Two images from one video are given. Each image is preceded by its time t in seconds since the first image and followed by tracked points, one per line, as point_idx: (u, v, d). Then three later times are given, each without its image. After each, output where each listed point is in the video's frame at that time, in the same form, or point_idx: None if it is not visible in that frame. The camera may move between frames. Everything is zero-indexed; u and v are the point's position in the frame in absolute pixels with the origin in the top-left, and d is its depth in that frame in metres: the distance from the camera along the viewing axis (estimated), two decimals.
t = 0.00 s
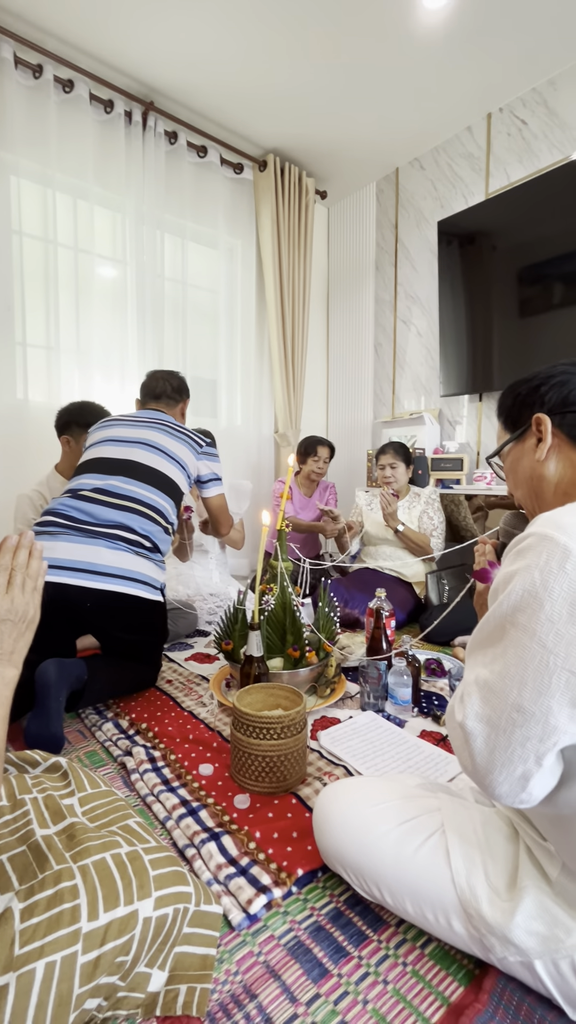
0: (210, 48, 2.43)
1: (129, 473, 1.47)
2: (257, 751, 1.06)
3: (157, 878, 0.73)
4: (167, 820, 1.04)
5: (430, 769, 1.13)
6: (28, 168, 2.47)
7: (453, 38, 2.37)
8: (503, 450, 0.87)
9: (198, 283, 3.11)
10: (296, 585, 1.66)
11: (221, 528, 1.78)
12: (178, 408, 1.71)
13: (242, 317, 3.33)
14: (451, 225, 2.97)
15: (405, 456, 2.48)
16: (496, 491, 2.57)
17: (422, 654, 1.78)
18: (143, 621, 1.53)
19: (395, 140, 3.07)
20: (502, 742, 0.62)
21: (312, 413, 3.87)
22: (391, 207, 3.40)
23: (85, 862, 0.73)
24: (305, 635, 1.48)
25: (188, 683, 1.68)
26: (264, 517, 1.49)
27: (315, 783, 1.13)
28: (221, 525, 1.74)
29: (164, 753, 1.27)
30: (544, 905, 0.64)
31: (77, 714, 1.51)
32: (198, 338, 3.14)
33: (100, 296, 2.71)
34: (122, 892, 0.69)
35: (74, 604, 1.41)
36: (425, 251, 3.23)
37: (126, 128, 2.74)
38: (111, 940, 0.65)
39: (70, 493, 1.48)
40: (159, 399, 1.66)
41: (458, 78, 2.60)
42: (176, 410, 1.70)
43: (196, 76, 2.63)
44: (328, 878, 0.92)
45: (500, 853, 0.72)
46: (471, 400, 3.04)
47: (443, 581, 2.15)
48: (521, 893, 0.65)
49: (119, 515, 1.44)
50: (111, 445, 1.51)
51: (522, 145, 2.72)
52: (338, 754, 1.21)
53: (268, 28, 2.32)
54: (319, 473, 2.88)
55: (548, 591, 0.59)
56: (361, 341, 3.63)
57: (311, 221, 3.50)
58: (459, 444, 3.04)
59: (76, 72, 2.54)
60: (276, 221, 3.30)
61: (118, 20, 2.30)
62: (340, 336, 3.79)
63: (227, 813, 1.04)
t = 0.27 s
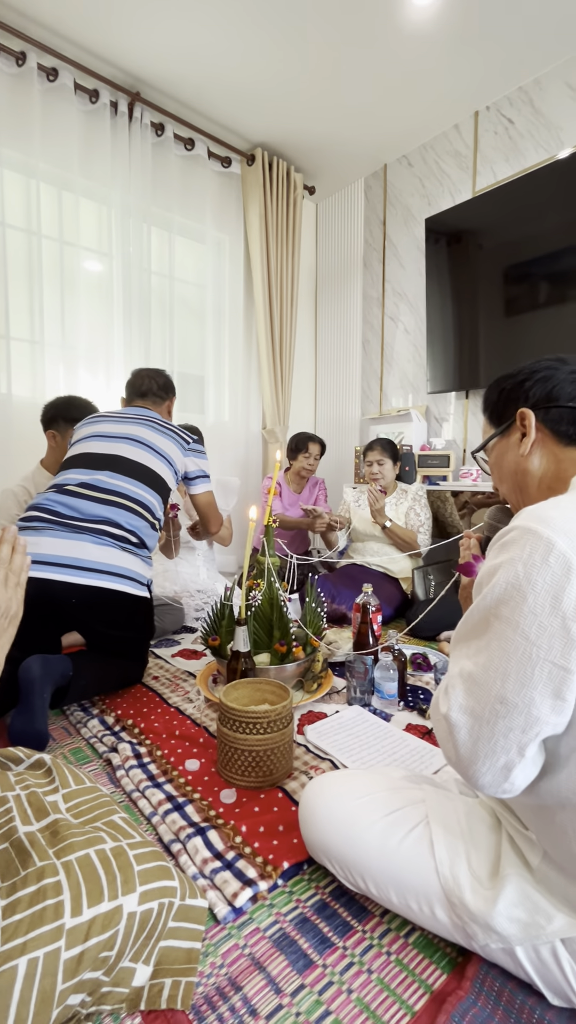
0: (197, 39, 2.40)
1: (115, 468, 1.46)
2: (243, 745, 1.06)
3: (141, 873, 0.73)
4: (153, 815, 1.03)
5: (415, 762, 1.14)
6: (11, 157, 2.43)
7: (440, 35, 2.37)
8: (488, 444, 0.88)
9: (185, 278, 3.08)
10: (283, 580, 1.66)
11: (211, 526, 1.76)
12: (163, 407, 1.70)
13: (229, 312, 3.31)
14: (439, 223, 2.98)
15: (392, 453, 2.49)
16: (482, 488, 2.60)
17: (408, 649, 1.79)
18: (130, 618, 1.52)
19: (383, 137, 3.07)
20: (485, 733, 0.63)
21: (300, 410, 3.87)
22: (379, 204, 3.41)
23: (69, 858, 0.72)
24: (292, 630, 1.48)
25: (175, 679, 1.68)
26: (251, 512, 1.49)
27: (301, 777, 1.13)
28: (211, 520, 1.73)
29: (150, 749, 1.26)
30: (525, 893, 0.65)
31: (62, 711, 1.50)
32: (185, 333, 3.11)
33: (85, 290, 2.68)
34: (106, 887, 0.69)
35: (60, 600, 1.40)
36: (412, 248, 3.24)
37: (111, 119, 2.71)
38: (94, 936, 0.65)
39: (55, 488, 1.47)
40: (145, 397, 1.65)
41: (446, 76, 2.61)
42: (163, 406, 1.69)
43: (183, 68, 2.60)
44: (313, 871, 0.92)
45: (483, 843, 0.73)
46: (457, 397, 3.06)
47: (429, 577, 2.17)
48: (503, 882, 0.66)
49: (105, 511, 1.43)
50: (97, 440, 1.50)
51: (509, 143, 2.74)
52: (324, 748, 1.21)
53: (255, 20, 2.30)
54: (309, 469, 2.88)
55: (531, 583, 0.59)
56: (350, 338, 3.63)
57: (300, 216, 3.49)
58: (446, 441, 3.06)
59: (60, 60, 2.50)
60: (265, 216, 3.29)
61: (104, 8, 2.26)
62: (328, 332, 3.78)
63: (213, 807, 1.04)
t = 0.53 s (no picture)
0: (188, 35, 2.39)
1: (107, 466, 1.45)
2: (234, 742, 1.06)
3: (132, 870, 0.73)
4: (144, 813, 1.03)
5: (405, 757, 1.14)
6: None
7: (431, 35, 2.38)
8: (478, 441, 0.88)
9: (177, 275, 3.07)
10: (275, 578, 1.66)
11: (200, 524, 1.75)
12: (155, 406, 1.69)
13: (221, 311, 3.30)
14: (430, 222, 2.99)
15: (383, 451, 2.50)
16: (472, 486, 2.61)
17: (399, 646, 1.80)
18: (122, 616, 1.52)
19: (375, 136, 3.08)
20: (473, 726, 0.64)
21: (292, 408, 3.87)
22: (371, 203, 3.41)
23: (59, 855, 0.72)
24: (284, 628, 1.48)
25: (167, 678, 1.67)
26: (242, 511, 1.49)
27: (292, 774, 1.14)
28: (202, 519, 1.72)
29: (141, 747, 1.26)
30: (514, 884, 0.65)
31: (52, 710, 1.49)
32: (177, 332, 3.10)
33: (76, 287, 2.66)
34: (96, 884, 0.69)
35: (51, 598, 1.39)
36: (404, 247, 3.25)
37: (102, 115, 2.69)
38: (84, 933, 0.65)
39: (46, 485, 1.46)
40: (137, 395, 1.64)
41: (437, 76, 2.62)
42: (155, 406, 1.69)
43: (174, 64, 2.59)
44: (304, 866, 0.92)
45: (472, 836, 0.74)
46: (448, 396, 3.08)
47: (420, 574, 2.18)
48: (492, 873, 0.66)
49: (96, 508, 1.42)
50: (89, 437, 1.49)
51: (499, 144, 2.75)
52: (315, 745, 1.22)
53: (247, 18, 2.30)
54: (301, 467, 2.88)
55: (520, 578, 0.60)
56: (342, 337, 3.64)
57: (292, 215, 3.49)
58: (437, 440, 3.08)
59: (50, 55, 2.48)
60: (256, 214, 3.28)
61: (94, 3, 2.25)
62: (320, 331, 3.79)
63: (205, 804, 1.04)
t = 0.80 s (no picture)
0: (179, 30, 2.38)
1: (99, 463, 1.44)
2: (227, 739, 1.06)
3: (125, 865, 0.73)
4: (136, 810, 1.03)
5: (398, 752, 1.15)
6: None
7: (422, 34, 2.39)
8: (468, 438, 0.89)
9: (168, 272, 3.06)
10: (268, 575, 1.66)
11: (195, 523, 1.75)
12: (146, 403, 1.69)
13: (213, 308, 3.29)
14: (422, 221, 3.00)
15: (374, 449, 2.51)
16: (463, 483, 2.63)
17: (391, 643, 1.80)
18: (114, 613, 1.51)
19: (367, 135, 3.08)
20: (465, 718, 0.64)
21: (284, 407, 3.87)
22: (362, 201, 3.42)
23: (51, 851, 0.72)
24: (276, 625, 1.48)
25: (159, 676, 1.67)
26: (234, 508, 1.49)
27: (285, 770, 1.14)
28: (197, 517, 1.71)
29: (134, 745, 1.25)
30: (504, 874, 0.66)
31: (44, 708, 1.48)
32: (168, 329, 3.09)
33: (66, 284, 2.64)
34: (89, 880, 0.69)
35: (42, 596, 1.38)
36: (395, 246, 3.25)
37: (92, 110, 2.67)
38: (77, 928, 0.65)
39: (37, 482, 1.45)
40: (128, 392, 1.64)
41: (428, 75, 2.63)
42: (147, 405, 1.69)
43: (165, 60, 2.58)
44: (297, 860, 0.93)
45: (463, 827, 0.74)
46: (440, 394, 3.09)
47: (412, 571, 2.19)
48: (483, 864, 0.67)
49: (87, 505, 1.42)
50: (80, 434, 1.48)
51: (490, 143, 2.77)
52: (308, 740, 1.22)
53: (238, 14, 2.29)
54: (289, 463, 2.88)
55: (510, 571, 0.60)
56: (333, 335, 3.64)
57: (283, 213, 3.49)
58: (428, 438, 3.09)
59: (39, 49, 2.45)
60: (248, 212, 3.28)
61: None
62: (312, 330, 3.79)
63: (198, 801, 1.04)
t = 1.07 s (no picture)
0: (171, 28, 2.37)
1: (92, 461, 1.44)
2: (221, 737, 1.06)
3: (119, 864, 0.73)
4: (131, 808, 1.02)
5: (392, 749, 1.15)
6: None
7: (415, 33, 2.39)
8: (459, 434, 0.89)
9: (162, 271, 3.05)
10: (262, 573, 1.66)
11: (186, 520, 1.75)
12: (140, 403, 1.68)
13: (207, 308, 3.28)
14: (415, 221, 3.01)
15: (367, 450, 2.50)
16: (457, 482, 2.64)
17: (385, 641, 1.81)
18: (108, 612, 1.51)
19: (360, 134, 3.09)
20: (458, 714, 0.64)
21: (279, 406, 3.87)
22: (356, 200, 3.42)
23: (44, 851, 0.72)
24: (271, 623, 1.48)
25: (154, 675, 1.66)
26: (227, 507, 1.49)
27: (280, 767, 1.14)
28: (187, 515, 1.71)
29: (128, 744, 1.25)
30: (497, 868, 0.67)
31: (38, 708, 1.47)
32: (162, 328, 3.08)
33: (59, 283, 2.63)
34: (82, 878, 0.69)
35: (36, 595, 1.38)
36: (389, 245, 3.26)
37: (84, 108, 2.66)
38: (70, 927, 0.65)
39: (31, 481, 1.45)
40: (122, 391, 1.63)
41: (421, 74, 2.63)
42: (140, 404, 1.68)
43: (157, 58, 2.57)
44: (292, 857, 0.93)
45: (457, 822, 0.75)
46: (433, 394, 3.10)
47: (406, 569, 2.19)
48: (476, 857, 0.68)
49: (82, 504, 1.41)
50: (74, 433, 1.48)
51: (482, 143, 2.78)
52: (303, 738, 1.22)
53: (230, 12, 2.28)
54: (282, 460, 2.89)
55: (501, 566, 0.60)
56: (328, 335, 3.65)
57: (277, 212, 3.49)
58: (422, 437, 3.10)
59: (31, 46, 2.44)
60: (242, 211, 3.27)
61: None
62: (306, 329, 3.79)
63: (192, 799, 1.04)
